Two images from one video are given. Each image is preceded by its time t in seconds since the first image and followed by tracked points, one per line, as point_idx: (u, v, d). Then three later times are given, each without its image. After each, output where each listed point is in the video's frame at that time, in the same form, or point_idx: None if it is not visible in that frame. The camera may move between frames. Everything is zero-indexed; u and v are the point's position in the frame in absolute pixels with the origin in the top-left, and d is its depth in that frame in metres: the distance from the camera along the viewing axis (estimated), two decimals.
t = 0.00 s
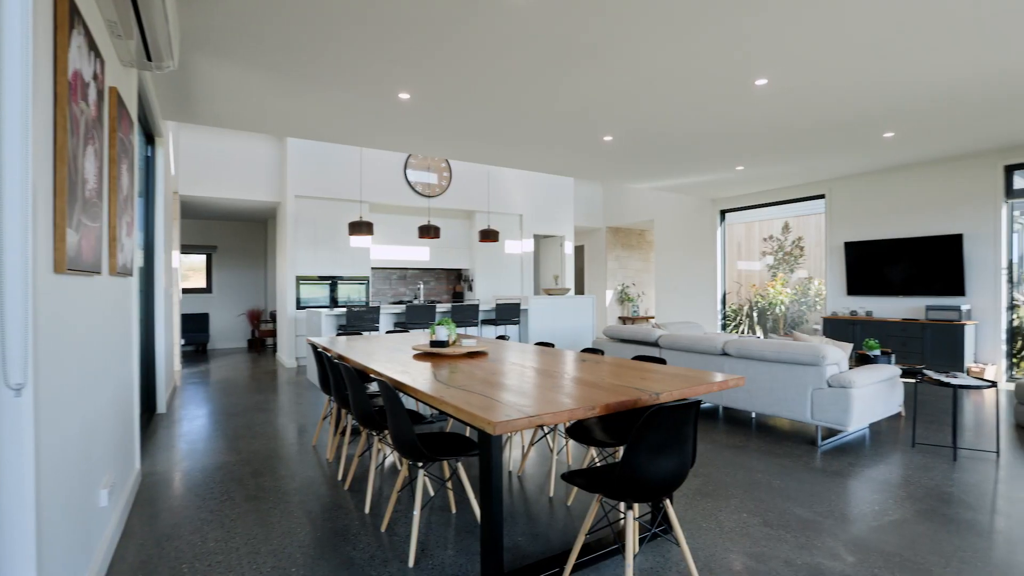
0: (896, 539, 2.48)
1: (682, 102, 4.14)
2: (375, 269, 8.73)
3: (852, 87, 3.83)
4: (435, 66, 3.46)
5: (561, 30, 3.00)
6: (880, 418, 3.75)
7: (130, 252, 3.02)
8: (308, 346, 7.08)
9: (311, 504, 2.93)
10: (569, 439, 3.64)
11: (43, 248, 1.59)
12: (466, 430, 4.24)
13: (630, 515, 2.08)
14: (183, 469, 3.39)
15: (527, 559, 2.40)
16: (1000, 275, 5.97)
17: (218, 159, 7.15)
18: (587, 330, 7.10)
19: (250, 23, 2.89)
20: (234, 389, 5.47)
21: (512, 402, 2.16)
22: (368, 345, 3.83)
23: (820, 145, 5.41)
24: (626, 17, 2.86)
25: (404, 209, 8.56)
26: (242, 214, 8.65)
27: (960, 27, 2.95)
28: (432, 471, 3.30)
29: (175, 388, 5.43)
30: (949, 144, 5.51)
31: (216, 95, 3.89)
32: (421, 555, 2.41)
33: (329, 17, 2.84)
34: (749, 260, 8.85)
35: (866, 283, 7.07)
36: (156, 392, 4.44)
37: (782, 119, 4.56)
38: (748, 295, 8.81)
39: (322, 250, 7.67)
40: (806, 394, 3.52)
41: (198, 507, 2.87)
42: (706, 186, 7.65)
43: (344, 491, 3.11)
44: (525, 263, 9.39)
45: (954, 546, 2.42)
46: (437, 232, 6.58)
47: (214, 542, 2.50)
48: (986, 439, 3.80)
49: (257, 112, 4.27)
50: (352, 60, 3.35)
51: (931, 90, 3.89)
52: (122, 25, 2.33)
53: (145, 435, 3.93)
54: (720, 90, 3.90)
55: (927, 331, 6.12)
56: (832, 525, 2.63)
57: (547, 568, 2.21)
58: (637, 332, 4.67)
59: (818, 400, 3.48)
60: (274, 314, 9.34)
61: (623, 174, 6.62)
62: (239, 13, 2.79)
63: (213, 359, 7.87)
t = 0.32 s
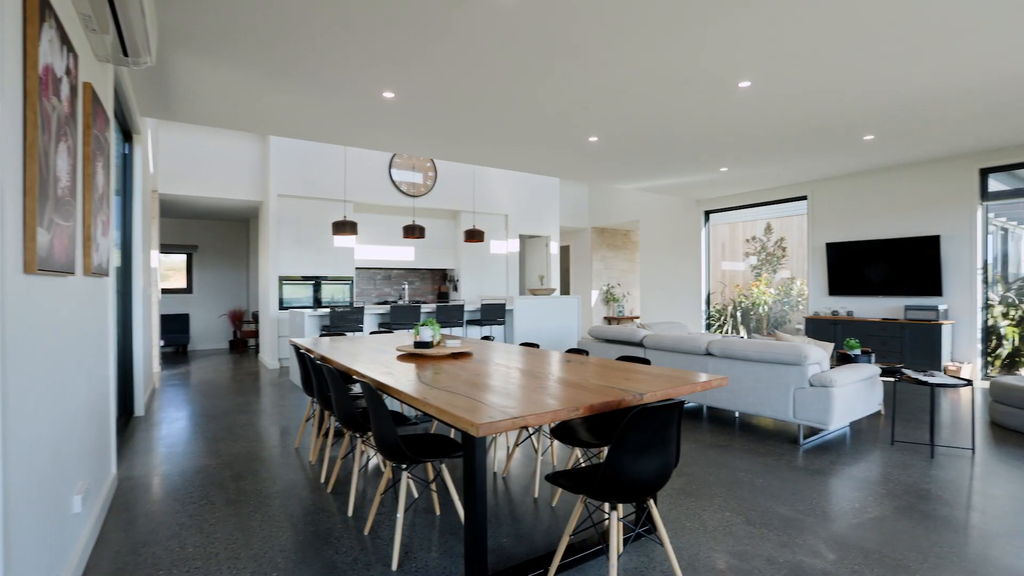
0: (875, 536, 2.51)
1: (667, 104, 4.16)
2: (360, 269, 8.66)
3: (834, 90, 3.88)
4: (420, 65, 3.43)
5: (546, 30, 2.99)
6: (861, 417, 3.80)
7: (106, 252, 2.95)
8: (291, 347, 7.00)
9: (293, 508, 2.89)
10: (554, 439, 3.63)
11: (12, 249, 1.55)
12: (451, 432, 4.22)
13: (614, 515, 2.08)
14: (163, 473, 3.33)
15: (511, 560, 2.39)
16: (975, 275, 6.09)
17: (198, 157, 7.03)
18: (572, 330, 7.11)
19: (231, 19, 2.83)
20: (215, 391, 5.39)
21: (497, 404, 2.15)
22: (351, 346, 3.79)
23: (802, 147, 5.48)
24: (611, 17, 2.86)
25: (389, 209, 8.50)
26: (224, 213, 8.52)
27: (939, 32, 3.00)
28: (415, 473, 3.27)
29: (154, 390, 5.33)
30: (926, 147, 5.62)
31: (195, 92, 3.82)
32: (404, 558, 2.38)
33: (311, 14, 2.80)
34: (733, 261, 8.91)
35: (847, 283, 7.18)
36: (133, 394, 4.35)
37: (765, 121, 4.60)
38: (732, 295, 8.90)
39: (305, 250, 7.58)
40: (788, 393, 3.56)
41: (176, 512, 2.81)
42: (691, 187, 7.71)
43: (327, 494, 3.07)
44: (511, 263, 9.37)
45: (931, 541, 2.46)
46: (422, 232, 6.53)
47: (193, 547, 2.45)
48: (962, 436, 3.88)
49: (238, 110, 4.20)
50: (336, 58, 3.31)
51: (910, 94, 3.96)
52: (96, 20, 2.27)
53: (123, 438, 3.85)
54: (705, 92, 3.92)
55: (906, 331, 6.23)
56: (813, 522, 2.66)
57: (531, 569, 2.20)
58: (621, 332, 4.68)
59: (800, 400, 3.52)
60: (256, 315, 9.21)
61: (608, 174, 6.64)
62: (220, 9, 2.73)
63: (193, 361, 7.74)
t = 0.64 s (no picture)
0: (856, 533, 2.54)
1: (652, 105, 4.18)
2: (344, 269, 8.58)
3: (816, 92, 3.92)
4: (405, 64, 3.41)
5: (531, 30, 2.99)
6: (842, 416, 3.85)
7: (82, 252, 2.88)
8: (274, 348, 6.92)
9: (275, 511, 2.85)
10: (539, 440, 3.63)
11: None
12: (435, 433, 4.19)
13: (599, 515, 2.07)
14: (141, 477, 3.26)
15: (496, 562, 2.38)
16: (952, 275, 6.21)
17: (178, 156, 6.92)
18: (557, 330, 7.12)
19: (212, 15, 2.78)
20: (196, 393, 5.30)
21: (481, 405, 2.13)
22: (335, 347, 3.75)
23: (784, 149, 5.54)
24: (596, 18, 2.87)
25: (373, 208, 8.45)
26: (205, 212, 8.40)
27: (918, 36, 3.05)
28: (399, 475, 3.24)
29: (133, 393, 5.23)
30: (905, 150, 5.72)
31: (176, 89, 3.75)
32: (388, 561, 2.36)
33: (293, 11, 2.76)
34: (717, 261, 8.98)
35: (828, 283, 7.28)
36: (111, 397, 4.26)
37: (750, 123, 4.64)
38: (716, 295, 8.97)
39: (289, 250, 7.50)
40: (771, 392, 3.59)
41: (155, 516, 2.76)
42: (676, 188, 7.76)
43: (310, 497, 3.03)
44: (496, 263, 9.37)
45: (909, 537, 2.50)
46: (407, 232, 6.49)
47: (172, 553, 2.40)
48: (939, 433, 3.96)
49: (221, 107, 4.13)
50: (320, 55, 3.27)
51: (889, 97, 4.03)
52: (71, 13, 2.21)
53: (100, 442, 3.77)
54: (689, 94, 3.95)
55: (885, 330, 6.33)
56: (795, 521, 2.69)
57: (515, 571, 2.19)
58: (606, 332, 4.70)
59: (783, 399, 3.55)
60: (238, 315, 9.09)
61: (593, 175, 6.67)
62: (200, 4, 2.68)
63: (174, 362, 7.61)
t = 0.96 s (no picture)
0: (838, 531, 2.57)
1: (637, 106, 4.20)
2: (328, 269, 8.50)
3: (798, 95, 3.96)
4: (389, 63, 3.38)
5: (517, 30, 2.98)
6: (824, 414, 3.90)
7: (56, 251, 2.82)
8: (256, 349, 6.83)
9: (256, 514, 2.82)
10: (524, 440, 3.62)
11: None
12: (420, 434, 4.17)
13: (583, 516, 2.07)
14: (119, 481, 3.20)
15: (480, 563, 2.36)
16: (931, 276, 6.32)
17: (158, 154, 6.80)
18: (543, 330, 7.12)
19: (190, 10, 2.73)
20: (177, 395, 5.22)
21: (465, 406, 2.12)
22: (319, 348, 3.71)
23: (768, 150, 5.59)
24: (580, 19, 2.87)
25: (358, 208, 8.38)
26: (186, 211, 8.26)
27: (897, 40, 3.10)
28: (383, 477, 3.22)
29: (112, 394, 5.14)
30: (885, 153, 5.81)
31: (155, 86, 3.68)
32: (371, 564, 2.34)
33: (274, 8, 2.73)
34: (702, 261, 9.05)
35: (811, 284, 7.37)
36: (89, 399, 4.18)
37: (733, 124, 4.67)
38: (701, 295, 9.04)
39: (272, 249, 7.41)
40: (755, 392, 3.62)
41: (133, 521, 2.71)
42: (661, 188, 7.80)
43: (292, 500, 3.00)
44: (482, 263, 9.35)
45: (889, 534, 2.53)
46: (392, 232, 6.44)
47: (149, 558, 2.36)
48: (918, 431, 4.02)
49: (201, 104, 4.06)
50: (302, 53, 3.22)
51: (869, 100, 4.08)
52: (43, 6, 2.16)
53: (76, 445, 3.69)
54: (674, 95, 3.98)
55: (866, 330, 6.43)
56: (778, 519, 2.71)
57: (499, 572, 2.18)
58: (591, 332, 4.70)
59: (766, 398, 3.58)
60: (220, 316, 8.96)
61: (578, 175, 6.68)
62: None
63: (154, 363, 7.49)
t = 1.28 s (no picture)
0: (819, 529, 2.59)
1: (622, 107, 4.21)
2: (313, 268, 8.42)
3: (781, 97, 4.00)
4: (374, 62, 3.36)
5: (503, 30, 2.97)
6: (807, 413, 3.94)
7: (30, 249, 2.76)
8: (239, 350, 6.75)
9: (238, 518, 2.78)
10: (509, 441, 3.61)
11: None
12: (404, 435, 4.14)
13: (568, 517, 2.07)
14: (97, 485, 3.13)
15: (465, 566, 2.35)
16: (909, 277, 6.43)
17: (138, 152, 6.69)
18: (529, 330, 7.12)
19: (169, 6, 2.68)
20: (157, 397, 5.13)
21: (449, 408, 2.11)
22: (302, 348, 3.67)
23: (751, 152, 5.65)
24: (566, 20, 2.87)
25: (343, 208, 8.31)
26: (167, 209, 8.14)
27: (876, 44, 3.14)
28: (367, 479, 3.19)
29: (89, 397, 5.04)
30: (866, 155, 5.89)
31: (135, 83, 3.62)
32: (354, 567, 2.32)
33: (256, 5, 2.69)
34: (687, 261, 9.12)
35: (794, 284, 7.45)
36: (66, 401, 4.09)
37: (718, 126, 4.71)
38: (686, 295, 9.10)
39: (256, 249, 7.33)
40: (738, 392, 3.65)
41: (110, 526, 2.65)
42: (646, 189, 7.84)
43: (275, 503, 2.96)
44: (468, 263, 9.33)
45: (870, 532, 2.55)
46: (377, 232, 6.40)
47: (126, 564, 2.31)
48: (898, 429, 4.09)
49: (182, 102, 4.00)
50: (285, 51, 3.20)
51: (850, 103, 4.14)
52: None
53: (52, 449, 3.62)
54: (659, 97, 4.00)
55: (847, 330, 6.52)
56: (761, 517, 2.73)
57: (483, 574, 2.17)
58: (577, 332, 4.71)
59: (749, 398, 3.62)
60: (203, 316, 8.85)
61: (564, 175, 6.69)
62: None
63: (134, 365, 7.36)
